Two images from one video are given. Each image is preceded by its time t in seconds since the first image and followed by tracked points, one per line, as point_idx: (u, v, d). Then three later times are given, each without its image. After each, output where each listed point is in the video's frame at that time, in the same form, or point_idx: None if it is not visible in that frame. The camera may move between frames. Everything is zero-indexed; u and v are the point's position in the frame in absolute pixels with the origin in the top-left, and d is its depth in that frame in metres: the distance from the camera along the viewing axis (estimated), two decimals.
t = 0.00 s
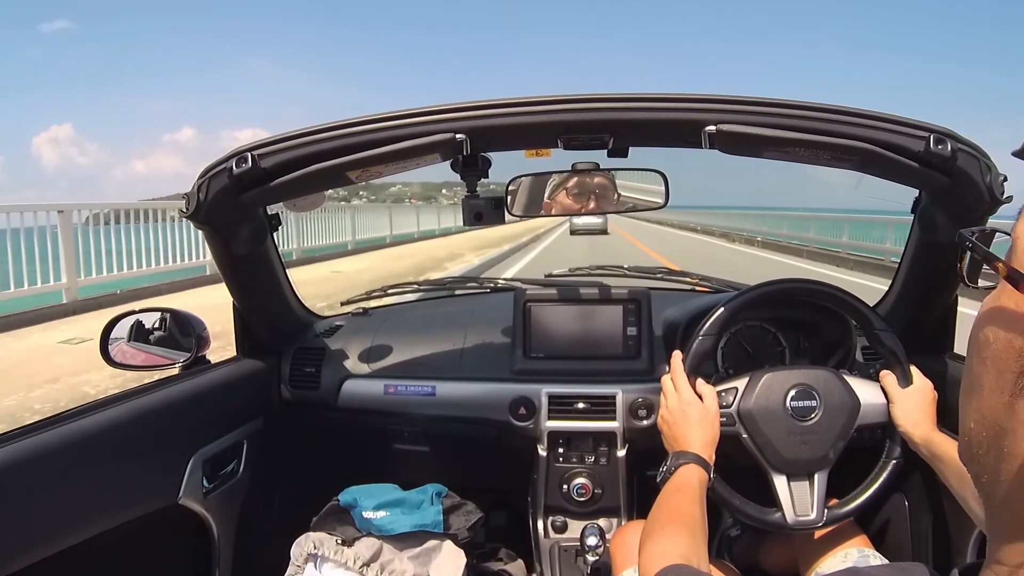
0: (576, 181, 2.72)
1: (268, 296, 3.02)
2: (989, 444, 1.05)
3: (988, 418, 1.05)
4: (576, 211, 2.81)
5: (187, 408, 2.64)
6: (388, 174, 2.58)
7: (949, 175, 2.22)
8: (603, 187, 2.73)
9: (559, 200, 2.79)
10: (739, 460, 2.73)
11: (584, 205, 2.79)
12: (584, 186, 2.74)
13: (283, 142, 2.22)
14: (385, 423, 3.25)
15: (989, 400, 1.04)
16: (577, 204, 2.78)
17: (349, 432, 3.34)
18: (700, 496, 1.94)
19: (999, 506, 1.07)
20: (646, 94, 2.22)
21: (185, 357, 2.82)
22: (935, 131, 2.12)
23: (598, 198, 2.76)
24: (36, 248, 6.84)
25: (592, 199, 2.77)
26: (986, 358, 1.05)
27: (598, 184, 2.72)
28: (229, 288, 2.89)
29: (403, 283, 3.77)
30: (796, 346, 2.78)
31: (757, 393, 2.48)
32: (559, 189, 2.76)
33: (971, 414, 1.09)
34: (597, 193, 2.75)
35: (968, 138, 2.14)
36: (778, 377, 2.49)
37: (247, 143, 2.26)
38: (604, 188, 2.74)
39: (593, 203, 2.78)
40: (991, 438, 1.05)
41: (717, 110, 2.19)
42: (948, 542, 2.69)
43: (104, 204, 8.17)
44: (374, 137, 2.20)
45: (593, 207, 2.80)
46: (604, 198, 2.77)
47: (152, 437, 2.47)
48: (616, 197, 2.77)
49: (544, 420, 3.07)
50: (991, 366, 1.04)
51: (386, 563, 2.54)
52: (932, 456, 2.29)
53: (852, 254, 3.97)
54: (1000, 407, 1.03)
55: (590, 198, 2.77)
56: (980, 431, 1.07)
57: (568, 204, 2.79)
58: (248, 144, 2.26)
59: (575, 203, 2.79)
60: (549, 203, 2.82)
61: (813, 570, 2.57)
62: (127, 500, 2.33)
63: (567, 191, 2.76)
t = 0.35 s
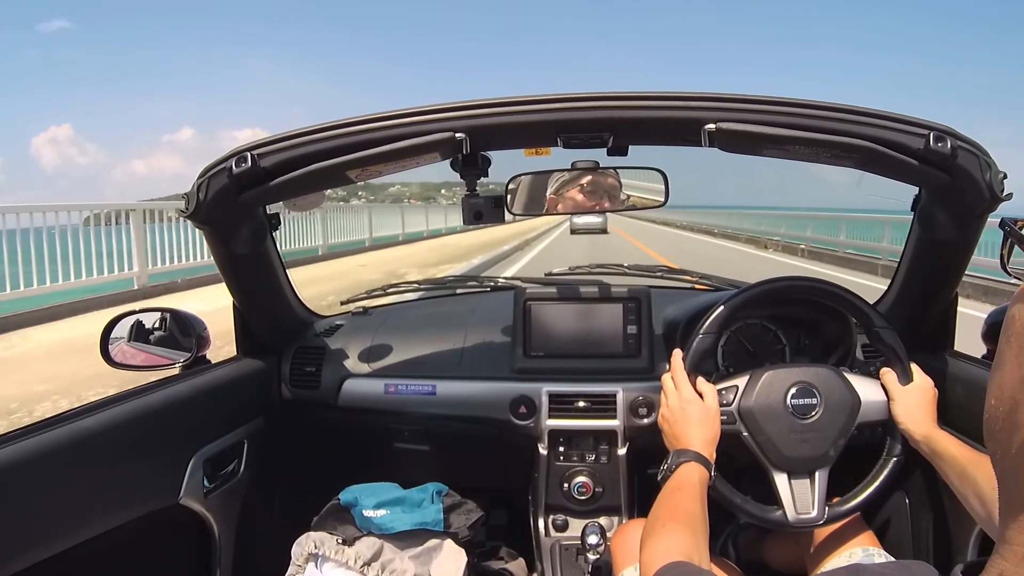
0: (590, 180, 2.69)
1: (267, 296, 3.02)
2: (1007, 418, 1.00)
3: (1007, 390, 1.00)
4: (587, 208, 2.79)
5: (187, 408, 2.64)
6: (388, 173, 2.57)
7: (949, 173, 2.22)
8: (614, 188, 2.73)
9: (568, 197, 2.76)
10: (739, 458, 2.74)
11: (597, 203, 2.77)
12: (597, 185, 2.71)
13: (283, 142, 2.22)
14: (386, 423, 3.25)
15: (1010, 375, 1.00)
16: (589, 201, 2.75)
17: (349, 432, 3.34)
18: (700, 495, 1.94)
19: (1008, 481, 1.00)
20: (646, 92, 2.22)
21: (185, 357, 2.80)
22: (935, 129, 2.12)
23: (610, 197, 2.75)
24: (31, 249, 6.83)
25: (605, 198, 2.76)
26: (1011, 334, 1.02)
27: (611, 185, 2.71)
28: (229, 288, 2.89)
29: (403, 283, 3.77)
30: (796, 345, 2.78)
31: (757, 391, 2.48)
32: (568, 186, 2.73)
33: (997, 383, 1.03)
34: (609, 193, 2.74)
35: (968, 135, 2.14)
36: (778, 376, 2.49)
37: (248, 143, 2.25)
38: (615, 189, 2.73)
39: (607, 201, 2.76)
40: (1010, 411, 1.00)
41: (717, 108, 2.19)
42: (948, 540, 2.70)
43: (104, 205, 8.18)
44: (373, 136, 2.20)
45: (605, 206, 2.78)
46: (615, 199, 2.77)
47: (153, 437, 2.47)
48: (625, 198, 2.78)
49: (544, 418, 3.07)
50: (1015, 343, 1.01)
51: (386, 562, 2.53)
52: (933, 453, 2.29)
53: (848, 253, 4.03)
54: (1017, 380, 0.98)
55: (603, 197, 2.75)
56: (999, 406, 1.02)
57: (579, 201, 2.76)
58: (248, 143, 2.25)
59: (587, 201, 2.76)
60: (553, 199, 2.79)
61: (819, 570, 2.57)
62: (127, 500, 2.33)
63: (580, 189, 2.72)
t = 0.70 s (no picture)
0: (593, 181, 2.72)
1: (267, 297, 3.02)
2: (1003, 415, 1.01)
3: (1002, 386, 1.01)
4: (589, 209, 2.81)
5: (187, 408, 2.65)
6: (388, 174, 2.57)
7: (948, 172, 2.22)
8: (616, 190, 2.75)
9: (569, 198, 2.78)
10: (739, 458, 2.74)
11: (599, 205, 2.79)
12: (600, 186, 2.74)
13: (283, 143, 2.22)
14: (386, 423, 3.26)
15: (1005, 372, 1.01)
16: (591, 202, 2.78)
17: (350, 432, 3.34)
18: (700, 496, 1.94)
19: (1006, 476, 1.01)
20: (645, 93, 2.22)
21: (186, 358, 2.80)
22: (934, 129, 2.12)
23: (612, 197, 2.77)
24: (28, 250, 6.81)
25: (607, 200, 2.78)
26: (1006, 332, 1.02)
27: (613, 187, 2.73)
28: (229, 288, 2.89)
29: (404, 283, 3.78)
30: (796, 345, 2.78)
31: (757, 391, 2.48)
32: (569, 187, 2.75)
33: (994, 375, 1.03)
34: (611, 196, 2.77)
35: (967, 135, 2.14)
36: (778, 376, 2.49)
37: (247, 143, 2.26)
38: (617, 191, 2.76)
39: (609, 203, 2.79)
40: (1005, 407, 1.00)
41: (716, 109, 2.19)
42: (948, 540, 2.70)
43: (103, 206, 8.18)
44: (373, 137, 2.21)
45: (606, 207, 2.80)
46: (617, 200, 2.79)
47: (153, 437, 2.47)
48: (626, 199, 2.80)
49: (544, 418, 3.07)
50: (1010, 341, 1.01)
51: (387, 563, 2.53)
52: (934, 451, 2.29)
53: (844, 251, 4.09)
54: (1012, 377, 0.99)
55: (605, 199, 2.78)
56: (994, 402, 1.02)
57: (581, 202, 2.78)
58: (247, 144, 2.26)
59: (589, 202, 2.78)
60: (553, 199, 2.80)
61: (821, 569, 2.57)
62: (128, 500, 2.33)
63: (583, 190, 2.74)
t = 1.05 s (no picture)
0: (588, 182, 2.70)
1: (267, 297, 3.02)
2: (1000, 420, 1.00)
3: (1001, 392, 1.00)
4: (587, 210, 2.78)
5: (187, 409, 2.64)
6: (388, 175, 2.57)
7: (949, 175, 2.22)
8: (612, 189, 2.73)
9: (566, 199, 2.77)
10: (739, 460, 2.74)
11: (596, 205, 2.76)
12: (596, 186, 2.71)
13: (284, 143, 2.22)
14: (386, 424, 3.25)
15: (1004, 377, 1.00)
16: (589, 203, 2.75)
17: (349, 433, 3.33)
18: (700, 499, 1.94)
19: (1005, 482, 1.00)
20: (646, 94, 2.22)
21: (186, 358, 2.80)
22: (935, 132, 2.12)
23: (608, 196, 2.74)
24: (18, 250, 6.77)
25: (605, 199, 2.75)
26: (1006, 337, 1.02)
27: (608, 186, 2.71)
28: (229, 289, 2.89)
29: (404, 284, 3.78)
30: (796, 347, 2.78)
31: (757, 393, 2.48)
32: (565, 189, 2.74)
33: (994, 380, 1.02)
34: (607, 194, 2.74)
35: (968, 138, 2.14)
36: (778, 378, 2.49)
37: (247, 144, 2.25)
38: (613, 189, 2.73)
39: (606, 202, 2.75)
40: (1003, 412, 1.00)
41: (717, 111, 2.19)
42: (947, 544, 2.70)
43: (102, 206, 8.18)
44: (374, 138, 2.21)
45: (604, 207, 2.77)
46: (614, 199, 2.76)
47: (153, 437, 2.47)
48: (623, 198, 2.77)
49: (544, 420, 3.07)
50: (1009, 347, 1.00)
51: (386, 564, 2.53)
52: (934, 453, 2.29)
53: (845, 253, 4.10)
54: (1010, 384, 0.98)
55: (602, 198, 2.74)
56: (993, 407, 1.01)
57: (578, 203, 2.76)
58: (248, 145, 2.25)
59: (586, 203, 2.76)
60: (552, 202, 2.80)
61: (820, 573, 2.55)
62: (127, 501, 2.33)
63: (579, 191, 2.73)
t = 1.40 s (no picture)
0: (587, 180, 2.70)
1: (267, 296, 3.02)
2: (997, 419, 1.00)
3: (999, 391, 0.99)
4: (585, 208, 2.78)
5: (187, 408, 2.64)
6: (388, 174, 2.57)
7: (949, 173, 2.22)
8: (610, 187, 2.73)
9: (565, 198, 2.77)
10: (739, 459, 2.74)
11: (594, 203, 2.77)
12: (594, 185, 2.72)
13: (284, 142, 2.22)
14: (386, 423, 3.25)
15: (1002, 376, 0.99)
16: (587, 202, 2.75)
17: (349, 432, 3.33)
18: (700, 499, 1.94)
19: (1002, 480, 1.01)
20: (646, 93, 2.22)
21: (185, 357, 2.80)
22: (935, 130, 2.12)
23: (606, 194, 2.75)
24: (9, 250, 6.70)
25: (603, 197, 2.76)
26: (1004, 335, 1.01)
27: (607, 183, 2.72)
28: (229, 288, 2.89)
29: (404, 283, 3.78)
30: (796, 346, 2.78)
31: (757, 393, 2.48)
32: (564, 187, 2.74)
33: (991, 380, 1.02)
34: (606, 192, 2.74)
35: (968, 136, 2.14)
36: (778, 377, 2.49)
37: (247, 143, 2.25)
38: (612, 187, 2.73)
39: (605, 200, 2.76)
40: (1001, 412, 0.99)
41: (717, 110, 2.19)
42: (947, 542, 2.70)
43: (101, 206, 8.18)
44: (373, 137, 2.20)
45: (602, 206, 2.77)
46: (612, 196, 2.76)
47: (153, 437, 2.47)
48: (622, 195, 2.77)
49: (544, 419, 3.07)
50: (1006, 347, 0.99)
51: (386, 563, 2.53)
52: (934, 450, 2.29)
53: (844, 253, 4.10)
54: (1008, 384, 0.98)
55: (601, 196, 2.75)
56: (992, 406, 1.01)
57: (576, 202, 2.77)
58: (247, 144, 2.25)
59: (585, 201, 2.76)
60: (551, 200, 2.79)
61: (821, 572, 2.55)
62: (128, 500, 2.33)
63: (578, 189, 2.73)
